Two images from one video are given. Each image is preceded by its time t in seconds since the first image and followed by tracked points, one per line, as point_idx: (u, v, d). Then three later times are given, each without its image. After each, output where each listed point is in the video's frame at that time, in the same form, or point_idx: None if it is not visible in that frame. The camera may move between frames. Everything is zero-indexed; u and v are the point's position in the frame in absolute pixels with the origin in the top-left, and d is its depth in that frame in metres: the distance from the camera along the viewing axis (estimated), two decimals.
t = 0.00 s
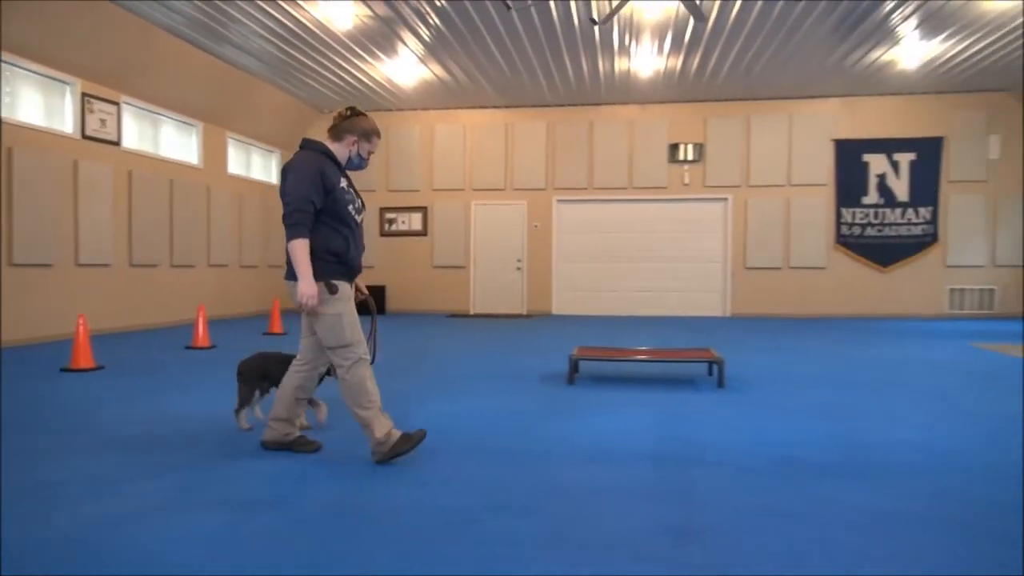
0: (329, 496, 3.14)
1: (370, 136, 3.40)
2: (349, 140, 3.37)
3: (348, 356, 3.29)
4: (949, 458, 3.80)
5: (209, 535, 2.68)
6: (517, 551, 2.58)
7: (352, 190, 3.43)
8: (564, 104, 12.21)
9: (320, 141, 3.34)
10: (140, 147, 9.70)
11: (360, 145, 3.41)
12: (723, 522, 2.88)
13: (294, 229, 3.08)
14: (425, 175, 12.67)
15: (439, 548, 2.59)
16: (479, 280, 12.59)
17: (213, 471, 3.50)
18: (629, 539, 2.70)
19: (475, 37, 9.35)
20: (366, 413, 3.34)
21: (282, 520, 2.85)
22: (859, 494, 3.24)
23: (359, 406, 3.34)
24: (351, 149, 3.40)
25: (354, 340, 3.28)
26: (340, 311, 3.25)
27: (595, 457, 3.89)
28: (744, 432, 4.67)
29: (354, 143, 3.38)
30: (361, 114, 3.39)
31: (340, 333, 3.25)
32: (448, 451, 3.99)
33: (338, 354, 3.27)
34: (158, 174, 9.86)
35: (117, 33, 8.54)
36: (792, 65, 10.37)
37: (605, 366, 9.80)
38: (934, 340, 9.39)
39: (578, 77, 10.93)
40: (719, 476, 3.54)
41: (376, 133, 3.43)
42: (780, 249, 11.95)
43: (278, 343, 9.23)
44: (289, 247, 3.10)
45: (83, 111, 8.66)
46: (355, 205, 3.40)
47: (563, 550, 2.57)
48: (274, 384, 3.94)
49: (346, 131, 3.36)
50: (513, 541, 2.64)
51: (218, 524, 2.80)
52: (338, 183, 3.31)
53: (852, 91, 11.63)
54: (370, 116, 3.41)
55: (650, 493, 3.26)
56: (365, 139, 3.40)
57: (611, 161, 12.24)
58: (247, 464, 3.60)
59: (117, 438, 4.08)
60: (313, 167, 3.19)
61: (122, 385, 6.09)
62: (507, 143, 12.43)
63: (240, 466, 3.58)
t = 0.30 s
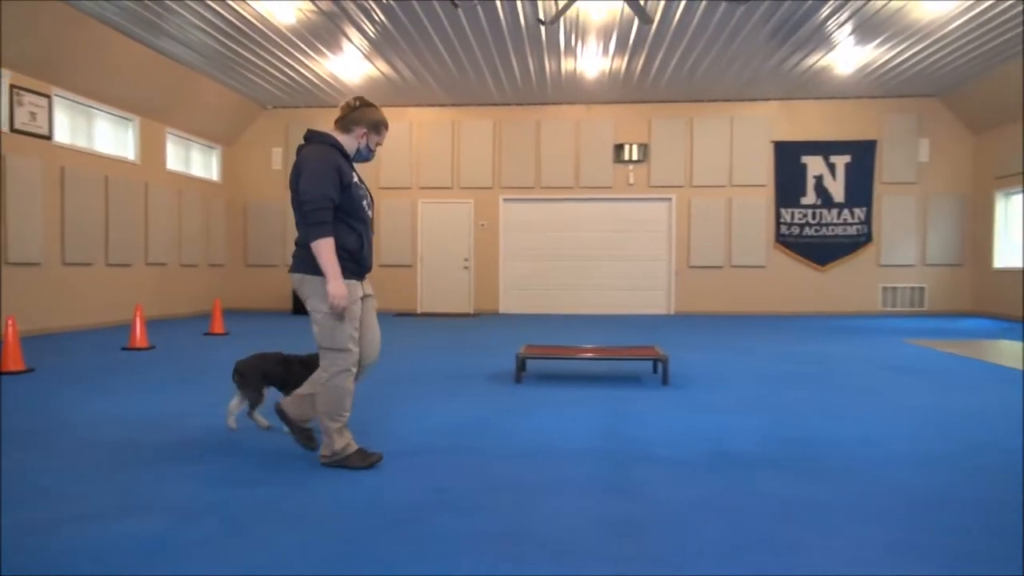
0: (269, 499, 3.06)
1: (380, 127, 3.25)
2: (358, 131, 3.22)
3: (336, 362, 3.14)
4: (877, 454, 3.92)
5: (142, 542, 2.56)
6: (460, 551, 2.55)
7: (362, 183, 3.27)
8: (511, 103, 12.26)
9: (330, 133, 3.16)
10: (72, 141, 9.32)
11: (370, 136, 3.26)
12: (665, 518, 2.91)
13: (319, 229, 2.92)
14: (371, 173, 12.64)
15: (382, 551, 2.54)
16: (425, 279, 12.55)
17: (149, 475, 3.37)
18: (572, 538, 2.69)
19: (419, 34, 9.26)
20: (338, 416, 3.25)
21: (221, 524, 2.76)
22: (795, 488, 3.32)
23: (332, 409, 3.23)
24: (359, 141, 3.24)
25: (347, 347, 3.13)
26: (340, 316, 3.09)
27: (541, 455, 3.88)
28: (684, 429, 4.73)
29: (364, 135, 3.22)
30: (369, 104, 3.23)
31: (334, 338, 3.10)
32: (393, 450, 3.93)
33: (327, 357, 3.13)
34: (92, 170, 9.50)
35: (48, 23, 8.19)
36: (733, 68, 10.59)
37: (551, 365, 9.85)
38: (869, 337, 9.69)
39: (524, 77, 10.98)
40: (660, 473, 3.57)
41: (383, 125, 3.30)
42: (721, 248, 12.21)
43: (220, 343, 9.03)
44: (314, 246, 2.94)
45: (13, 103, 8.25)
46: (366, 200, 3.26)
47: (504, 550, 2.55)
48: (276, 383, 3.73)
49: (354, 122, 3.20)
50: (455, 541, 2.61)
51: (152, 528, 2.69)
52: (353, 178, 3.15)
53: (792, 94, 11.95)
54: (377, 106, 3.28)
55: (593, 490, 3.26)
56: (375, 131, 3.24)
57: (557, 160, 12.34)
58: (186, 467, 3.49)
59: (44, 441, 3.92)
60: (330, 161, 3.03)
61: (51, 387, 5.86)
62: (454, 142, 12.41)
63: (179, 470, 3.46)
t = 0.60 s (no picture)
0: (217, 502, 2.99)
1: (400, 130, 3.26)
2: (379, 134, 3.21)
3: (321, 363, 3.14)
4: (822, 449, 4.01)
5: (82, 548, 2.47)
6: (411, 552, 2.52)
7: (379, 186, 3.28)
8: (468, 102, 12.32)
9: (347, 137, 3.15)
10: (15, 135, 8.95)
11: (388, 140, 3.27)
12: (618, 516, 2.93)
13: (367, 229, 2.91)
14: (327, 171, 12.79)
15: (333, 554, 2.50)
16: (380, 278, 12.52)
17: (91, 479, 3.26)
18: (525, 537, 2.69)
19: (375, 31, 9.19)
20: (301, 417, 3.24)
21: (170, 528, 2.69)
22: (745, 484, 3.37)
23: (299, 408, 3.22)
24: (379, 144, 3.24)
25: (337, 354, 3.12)
26: (344, 323, 3.06)
27: (495, 454, 3.87)
28: (635, 426, 4.78)
29: (385, 138, 3.20)
30: (391, 107, 3.22)
31: (330, 340, 3.09)
32: (345, 449, 3.87)
33: (315, 354, 3.13)
34: (35, 165, 9.17)
35: None
36: (686, 69, 10.75)
37: (507, 364, 9.84)
38: (818, 334, 9.93)
39: (480, 75, 10.99)
40: (614, 470, 3.59)
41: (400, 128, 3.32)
42: (675, 247, 12.38)
43: (169, 343, 8.84)
44: (369, 248, 2.94)
45: None
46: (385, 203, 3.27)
47: (455, 550, 2.54)
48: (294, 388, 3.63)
49: (376, 125, 3.18)
50: (406, 542, 2.58)
51: (93, 534, 2.60)
52: (376, 180, 3.16)
53: (744, 96, 12.17)
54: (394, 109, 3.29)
55: (546, 489, 3.26)
56: (395, 134, 3.25)
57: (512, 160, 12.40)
58: (130, 471, 3.38)
59: None
60: (360, 165, 3.04)
61: None
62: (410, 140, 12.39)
63: (123, 473, 3.36)
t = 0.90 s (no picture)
0: (178, 506, 2.93)
1: (440, 127, 3.30)
2: (420, 130, 3.26)
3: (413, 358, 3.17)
4: (782, 445, 4.07)
5: (36, 554, 2.40)
6: (377, 552, 2.50)
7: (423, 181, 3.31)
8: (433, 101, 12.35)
9: (389, 132, 3.20)
10: None
11: (431, 136, 3.30)
12: (584, 514, 2.93)
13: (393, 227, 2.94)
14: (290, 169, 12.66)
15: (298, 556, 2.46)
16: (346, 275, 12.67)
17: (45, 483, 3.17)
18: (491, 536, 2.68)
19: (339, 29, 9.11)
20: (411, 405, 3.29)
21: (132, 531, 2.63)
22: (709, 480, 3.41)
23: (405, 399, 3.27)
24: (421, 140, 3.28)
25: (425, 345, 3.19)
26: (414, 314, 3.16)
27: (462, 453, 3.85)
28: (600, 424, 4.80)
29: (425, 134, 3.24)
30: (430, 103, 3.27)
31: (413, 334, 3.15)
32: (310, 449, 3.83)
33: (404, 354, 3.17)
34: None
35: None
36: (650, 70, 10.85)
37: (472, 363, 9.85)
38: (780, 332, 10.10)
39: (445, 74, 10.97)
40: (581, 468, 3.60)
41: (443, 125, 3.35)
42: (640, 246, 12.51)
43: (128, 344, 8.66)
44: (391, 243, 2.96)
45: None
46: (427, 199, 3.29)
47: (421, 550, 2.52)
48: (332, 395, 3.55)
49: (416, 120, 3.23)
50: (372, 543, 2.56)
51: (48, 539, 2.53)
52: (416, 177, 3.19)
53: (706, 97, 12.33)
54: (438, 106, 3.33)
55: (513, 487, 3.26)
56: (436, 129, 3.27)
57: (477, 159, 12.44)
58: (86, 475, 3.30)
59: None
60: (398, 158, 3.07)
61: None
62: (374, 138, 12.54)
63: (80, 477, 3.27)
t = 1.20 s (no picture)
0: (138, 507, 2.87)
1: (473, 128, 3.24)
2: (453, 132, 3.21)
3: (460, 359, 3.14)
4: (739, 442, 4.15)
5: None
6: (339, 553, 2.49)
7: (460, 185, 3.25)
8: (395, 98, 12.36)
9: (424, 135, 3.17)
10: None
11: (465, 139, 3.24)
12: (548, 512, 2.95)
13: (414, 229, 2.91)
14: (249, 167, 12.49)
15: (261, 558, 2.44)
16: (307, 274, 12.55)
17: None
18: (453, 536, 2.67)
19: (300, 25, 9.01)
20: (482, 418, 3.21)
21: (87, 535, 2.57)
22: (670, 478, 3.45)
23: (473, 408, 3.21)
24: (455, 142, 3.23)
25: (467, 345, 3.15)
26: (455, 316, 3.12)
27: (428, 449, 3.85)
28: (560, 422, 4.85)
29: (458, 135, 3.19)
30: (462, 104, 3.22)
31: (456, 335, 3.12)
32: (274, 450, 3.79)
33: (455, 357, 3.12)
34: None
35: None
36: (612, 70, 10.91)
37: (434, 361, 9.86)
38: (739, 330, 10.27)
39: (407, 71, 10.92)
40: (544, 466, 3.62)
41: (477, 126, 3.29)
42: (601, 245, 12.62)
43: (80, 344, 8.45)
44: (412, 247, 2.93)
45: None
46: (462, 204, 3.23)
47: (383, 550, 2.51)
48: (355, 394, 3.72)
49: (449, 122, 3.19)
50: (333, 545, 2.54)
51: None
52: (450, 181, 3.14)
53: (666, 98, 12.47)
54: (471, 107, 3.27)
55: (476, 484, 3.26)
56: (470, 131, 3.22)
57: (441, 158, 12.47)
58: (35, 479, 3.20)
59: None
60: (428, 162, 3.03)
61: None
62: (335, 136, 12.47)
63: (30, 481, 3.17)
